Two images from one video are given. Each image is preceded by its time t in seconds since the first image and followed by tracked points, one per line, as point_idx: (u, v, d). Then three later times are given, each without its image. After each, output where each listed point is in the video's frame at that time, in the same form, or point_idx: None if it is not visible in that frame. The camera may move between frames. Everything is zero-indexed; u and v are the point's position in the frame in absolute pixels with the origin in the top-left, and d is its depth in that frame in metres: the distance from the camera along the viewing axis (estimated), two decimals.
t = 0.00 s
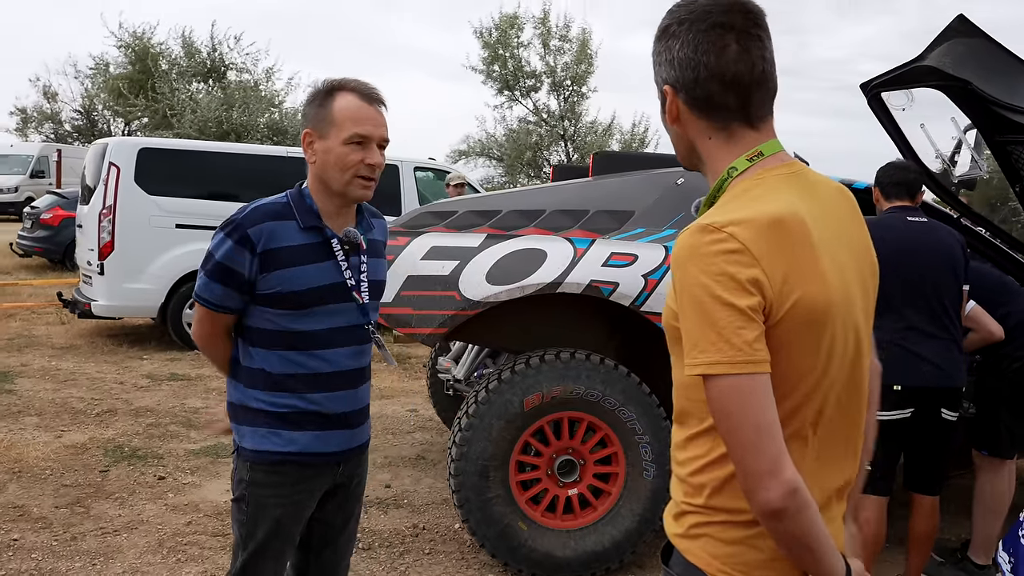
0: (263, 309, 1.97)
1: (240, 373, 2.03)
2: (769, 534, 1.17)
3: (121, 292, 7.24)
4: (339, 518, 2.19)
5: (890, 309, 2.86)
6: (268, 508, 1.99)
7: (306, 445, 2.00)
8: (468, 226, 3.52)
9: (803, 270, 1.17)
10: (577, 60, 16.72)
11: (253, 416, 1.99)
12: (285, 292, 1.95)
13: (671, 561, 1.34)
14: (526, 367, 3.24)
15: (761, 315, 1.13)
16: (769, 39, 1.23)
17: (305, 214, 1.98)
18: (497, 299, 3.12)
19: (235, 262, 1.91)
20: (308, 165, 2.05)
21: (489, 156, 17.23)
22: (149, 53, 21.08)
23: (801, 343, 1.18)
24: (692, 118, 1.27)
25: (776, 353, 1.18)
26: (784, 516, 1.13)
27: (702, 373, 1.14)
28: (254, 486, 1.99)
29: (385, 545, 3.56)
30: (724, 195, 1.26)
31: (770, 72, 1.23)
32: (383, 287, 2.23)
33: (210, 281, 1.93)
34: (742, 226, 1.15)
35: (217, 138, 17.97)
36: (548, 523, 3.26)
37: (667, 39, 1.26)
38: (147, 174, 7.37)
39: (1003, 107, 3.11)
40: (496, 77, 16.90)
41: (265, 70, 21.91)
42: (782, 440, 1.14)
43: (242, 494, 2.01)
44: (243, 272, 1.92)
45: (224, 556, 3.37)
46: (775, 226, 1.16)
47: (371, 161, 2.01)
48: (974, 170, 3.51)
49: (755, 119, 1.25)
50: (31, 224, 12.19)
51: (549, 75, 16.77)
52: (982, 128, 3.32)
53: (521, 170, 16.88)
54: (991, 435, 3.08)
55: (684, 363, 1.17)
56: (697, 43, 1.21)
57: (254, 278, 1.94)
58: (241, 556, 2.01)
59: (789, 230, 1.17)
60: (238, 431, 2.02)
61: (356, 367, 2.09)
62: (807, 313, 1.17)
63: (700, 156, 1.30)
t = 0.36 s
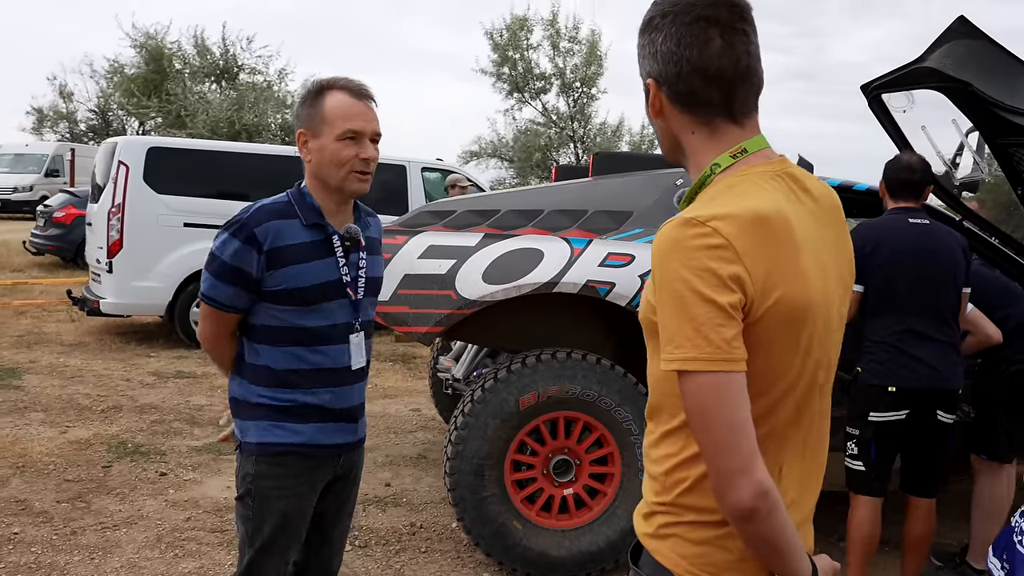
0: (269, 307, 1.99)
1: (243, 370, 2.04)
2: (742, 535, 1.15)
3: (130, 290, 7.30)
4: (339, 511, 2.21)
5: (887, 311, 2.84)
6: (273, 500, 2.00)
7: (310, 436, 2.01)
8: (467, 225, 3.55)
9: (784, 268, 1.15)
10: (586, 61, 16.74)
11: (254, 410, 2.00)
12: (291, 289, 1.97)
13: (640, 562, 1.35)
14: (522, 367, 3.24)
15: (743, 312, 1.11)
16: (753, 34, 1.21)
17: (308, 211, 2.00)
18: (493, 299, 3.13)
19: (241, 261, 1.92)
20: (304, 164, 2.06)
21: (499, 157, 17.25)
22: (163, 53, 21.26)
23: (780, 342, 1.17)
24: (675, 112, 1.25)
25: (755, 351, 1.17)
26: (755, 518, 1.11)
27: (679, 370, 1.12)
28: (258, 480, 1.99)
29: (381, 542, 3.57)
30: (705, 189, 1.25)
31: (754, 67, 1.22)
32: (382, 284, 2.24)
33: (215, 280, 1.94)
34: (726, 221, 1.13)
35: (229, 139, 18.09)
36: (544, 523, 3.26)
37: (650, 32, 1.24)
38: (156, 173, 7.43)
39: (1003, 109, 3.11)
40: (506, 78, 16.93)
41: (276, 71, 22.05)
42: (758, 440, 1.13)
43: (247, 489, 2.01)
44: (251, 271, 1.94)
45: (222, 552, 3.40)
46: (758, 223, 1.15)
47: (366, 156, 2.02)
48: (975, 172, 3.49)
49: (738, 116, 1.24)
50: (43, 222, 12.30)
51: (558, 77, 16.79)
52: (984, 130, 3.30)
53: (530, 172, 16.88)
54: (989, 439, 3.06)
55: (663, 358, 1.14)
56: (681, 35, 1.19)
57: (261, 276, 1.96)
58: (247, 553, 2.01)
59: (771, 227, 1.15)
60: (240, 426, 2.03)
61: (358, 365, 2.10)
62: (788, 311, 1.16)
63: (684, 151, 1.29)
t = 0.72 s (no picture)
0: (279, 299, 1.99)
1: (242, 362, 2.04)
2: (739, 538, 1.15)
3: (148, 289, 7.37)
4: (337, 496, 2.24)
5: (896, 313, 2.82)
6: (279, 494, 2.00)
7: (316, 428, 2.04)
8: (475, 225, 3.58)
9: (774, 270, 1.15)
10: (603, 64, 16.76)
11: (258, 403, 2.00)
12: (303, 283, 1.98)
13: (632, 557, 1.36)
14: (529, 366, 3.25)
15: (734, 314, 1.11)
16: (732, 31, 1.22)
17: (318, 207, 2.02)
18: (500, 298, 3.14)
19: (258, 255, 1.92)
20: (318, 162, 2.05)
21: (517, 159, 17.26)
22: (184, 56, 21.52)
23: (769, 343, 1.17)
24: (657, 112, 1.27)
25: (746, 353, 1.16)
26: (749, 517, 1.11)
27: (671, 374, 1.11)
28: (264, 474, 1.99)
29: (389, 540, 3.60)
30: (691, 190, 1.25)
31: (732, 64, 1.22)
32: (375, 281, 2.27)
33: (223, 271, 1.92)
34: (718, 224, 1.13)
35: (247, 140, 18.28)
36: (550, 522, 3.27)
37: (629, 32, 1.25)
38: (174, 173, 7.52)
39: (1015, 111, 3.05)
40: (522, 81, 16.96)
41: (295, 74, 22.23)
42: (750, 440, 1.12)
43: (252, 485, 2.00)
44: (265, 263, 1.93)
45: (231, 547, 3.43)
46: (747, 224, 1.15)
47: (386, 159, 2.07)
48: (988, 175, 3.42)
49: (719, 114, 1.25)
50: (64, 221, 12.48)
51: (575, 79, 16.79)
52: (996, 132, 3.27)
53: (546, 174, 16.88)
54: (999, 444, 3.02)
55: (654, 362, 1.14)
56: (658, 34, 1.20)
57: (273, 268, 1.95)
58: (253, 553, 2.00)
59: (760, 228, 1.16)
60: (240, 421, 2.01)
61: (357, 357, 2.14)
62: (778, 313, 1.16)
63: (667, 150, 1.30)
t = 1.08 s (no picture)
0: (243, 311, 1.93)
1: (203, 376, 1.97)
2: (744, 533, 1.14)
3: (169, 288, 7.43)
4: (301, 504, 2.24)
5: (914, 315, 2.79)
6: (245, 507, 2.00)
7: (283, 441, 2.03)
8: (490, 225, 3.60)
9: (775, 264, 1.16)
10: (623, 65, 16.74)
11: (223, 418, 1.96)
12: (271, 293, 1.94)
13: (637, 552, 1.37)
14: (543, 366, 3.27)
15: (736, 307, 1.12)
16: (729, 30, 1.22)
17: (279, 212, 1.98)
18: (515, 298, 3.16)
19: (224, 268, 1.85)
20: (304, 164, 2.03)
21: (537, 161, 17.26)
22: (208, 58, 21.77)
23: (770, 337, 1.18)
24: (655, 111, 1.28)
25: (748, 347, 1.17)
26: (755, 511, 1.11)
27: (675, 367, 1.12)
28: (228, 489, 1.97)
29: (404, 538, 3.62)
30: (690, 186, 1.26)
31: (731, 62, 1.23)
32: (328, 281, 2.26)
33: (187, 288, 1.84)
34: (719, 219, 1.14)
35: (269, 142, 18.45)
36: (564, 522, 3.27)
37: (628, 32, 1.27)
38: (196, 174, 7.63)
39: None
40: (542, 82, 16.96)
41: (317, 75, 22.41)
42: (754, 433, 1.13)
43: (214, 500, 1.97)
44: (231, 276, 1.86)
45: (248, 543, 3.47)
46: (749, 219, 1.16)
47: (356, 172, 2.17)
48: (1009, 175, 3.48)
49: (718, 112, 1.26)
50: (90, 221, 12.69)
51: (595, 80, 16.76)
52: (1017, 132, 3.24)
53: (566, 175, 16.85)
54: (1016, 447, 2.99)
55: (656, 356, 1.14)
56: (655, 34, 1.22)
57: (240, 280, 1.89)
58: (208, 563, 1.97)
59: (762, 222, 1.17)
60: (205, 436, 1.96)
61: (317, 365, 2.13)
62: (780, 307, 1.16)
63: (667, 149, 1.31)
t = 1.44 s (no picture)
0: (208, 320, 1.98)
1: (171, 382, 2.02)
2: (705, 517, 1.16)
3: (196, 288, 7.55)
4: (274, 497, 2.25)
5: (937, 316, 2.78)
6: (216, 508, 2.03)
7: (249, 443, 2.07)
8: (510, 227, 3.63)
9: (795, 261, 1.18)
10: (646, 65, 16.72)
11: (188, 422, 2.00)
12: (237, 301, 1.99)
13: (656, 544, 1.40)
14: (564, 366, 3.29)
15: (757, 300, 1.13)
16: (744, 29, 1.27)
17: (250, 219, 2.01)
18: (536, 298, 3.19)
19: (191, 278, 1.90)
20: (279, 169, 2.07)
21: (560, 162, 17.27)
22: (234, 61, 22.06)
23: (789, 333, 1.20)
24: (679, 113, 1.28)
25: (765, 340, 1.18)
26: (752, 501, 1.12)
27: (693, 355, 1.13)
28: (200, 490, 2.00)
29: (426, 536, 3.66)
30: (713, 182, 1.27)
31: (747, 61, 1.27)
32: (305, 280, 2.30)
33: (153, 299, 1.90)
34: (742, 213, 1.15)
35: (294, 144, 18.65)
36: (585, 522, 3.29)
37: (647, 38, 1.28)
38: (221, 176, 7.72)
39: None
40: (565, 83, 16.98)
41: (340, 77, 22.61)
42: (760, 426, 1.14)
43: (186, 501, 2.01)
44: (195, 286, 1.91)
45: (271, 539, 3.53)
46: (773, 216, 1.17)
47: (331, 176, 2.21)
48: None
49: (738, 108, 1.28)
50: (119, 222, 12.91)
51: (617, 81, 16.75)
52: None
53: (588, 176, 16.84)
54: None
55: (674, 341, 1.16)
56: (679, 35, 1.24)
57: (205, 290, 1.94)
58: (185, 562, 2.01)
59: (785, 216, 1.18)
60: (173, 438, 2.01)
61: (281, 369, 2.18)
62: (797, 304, 1.18)
63: (688, 149, 1.32)
